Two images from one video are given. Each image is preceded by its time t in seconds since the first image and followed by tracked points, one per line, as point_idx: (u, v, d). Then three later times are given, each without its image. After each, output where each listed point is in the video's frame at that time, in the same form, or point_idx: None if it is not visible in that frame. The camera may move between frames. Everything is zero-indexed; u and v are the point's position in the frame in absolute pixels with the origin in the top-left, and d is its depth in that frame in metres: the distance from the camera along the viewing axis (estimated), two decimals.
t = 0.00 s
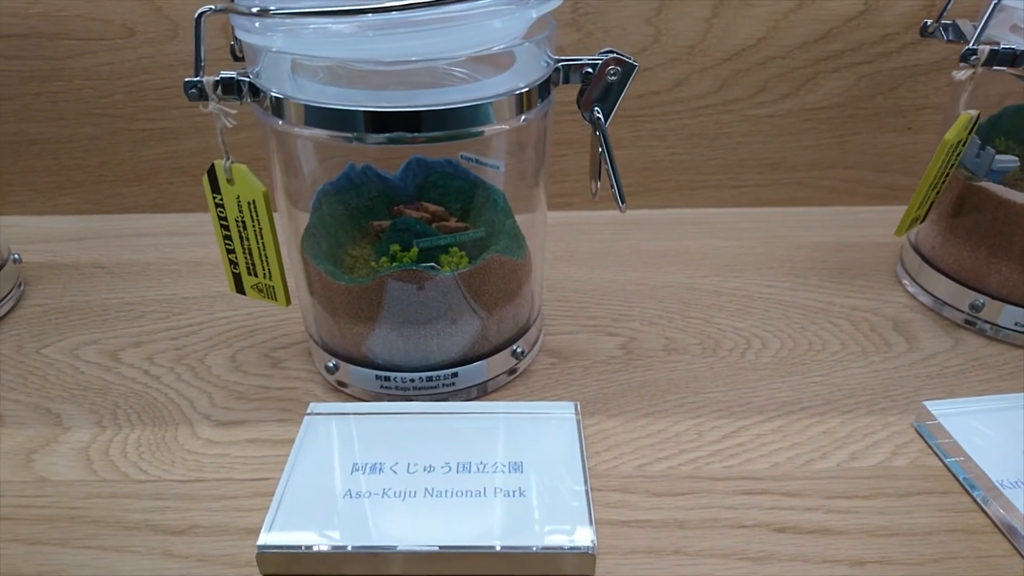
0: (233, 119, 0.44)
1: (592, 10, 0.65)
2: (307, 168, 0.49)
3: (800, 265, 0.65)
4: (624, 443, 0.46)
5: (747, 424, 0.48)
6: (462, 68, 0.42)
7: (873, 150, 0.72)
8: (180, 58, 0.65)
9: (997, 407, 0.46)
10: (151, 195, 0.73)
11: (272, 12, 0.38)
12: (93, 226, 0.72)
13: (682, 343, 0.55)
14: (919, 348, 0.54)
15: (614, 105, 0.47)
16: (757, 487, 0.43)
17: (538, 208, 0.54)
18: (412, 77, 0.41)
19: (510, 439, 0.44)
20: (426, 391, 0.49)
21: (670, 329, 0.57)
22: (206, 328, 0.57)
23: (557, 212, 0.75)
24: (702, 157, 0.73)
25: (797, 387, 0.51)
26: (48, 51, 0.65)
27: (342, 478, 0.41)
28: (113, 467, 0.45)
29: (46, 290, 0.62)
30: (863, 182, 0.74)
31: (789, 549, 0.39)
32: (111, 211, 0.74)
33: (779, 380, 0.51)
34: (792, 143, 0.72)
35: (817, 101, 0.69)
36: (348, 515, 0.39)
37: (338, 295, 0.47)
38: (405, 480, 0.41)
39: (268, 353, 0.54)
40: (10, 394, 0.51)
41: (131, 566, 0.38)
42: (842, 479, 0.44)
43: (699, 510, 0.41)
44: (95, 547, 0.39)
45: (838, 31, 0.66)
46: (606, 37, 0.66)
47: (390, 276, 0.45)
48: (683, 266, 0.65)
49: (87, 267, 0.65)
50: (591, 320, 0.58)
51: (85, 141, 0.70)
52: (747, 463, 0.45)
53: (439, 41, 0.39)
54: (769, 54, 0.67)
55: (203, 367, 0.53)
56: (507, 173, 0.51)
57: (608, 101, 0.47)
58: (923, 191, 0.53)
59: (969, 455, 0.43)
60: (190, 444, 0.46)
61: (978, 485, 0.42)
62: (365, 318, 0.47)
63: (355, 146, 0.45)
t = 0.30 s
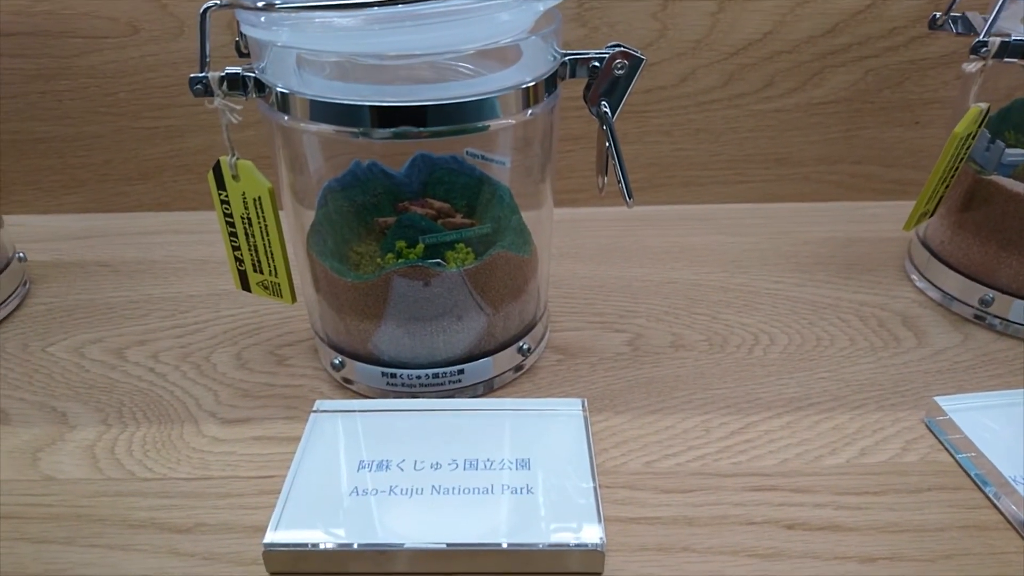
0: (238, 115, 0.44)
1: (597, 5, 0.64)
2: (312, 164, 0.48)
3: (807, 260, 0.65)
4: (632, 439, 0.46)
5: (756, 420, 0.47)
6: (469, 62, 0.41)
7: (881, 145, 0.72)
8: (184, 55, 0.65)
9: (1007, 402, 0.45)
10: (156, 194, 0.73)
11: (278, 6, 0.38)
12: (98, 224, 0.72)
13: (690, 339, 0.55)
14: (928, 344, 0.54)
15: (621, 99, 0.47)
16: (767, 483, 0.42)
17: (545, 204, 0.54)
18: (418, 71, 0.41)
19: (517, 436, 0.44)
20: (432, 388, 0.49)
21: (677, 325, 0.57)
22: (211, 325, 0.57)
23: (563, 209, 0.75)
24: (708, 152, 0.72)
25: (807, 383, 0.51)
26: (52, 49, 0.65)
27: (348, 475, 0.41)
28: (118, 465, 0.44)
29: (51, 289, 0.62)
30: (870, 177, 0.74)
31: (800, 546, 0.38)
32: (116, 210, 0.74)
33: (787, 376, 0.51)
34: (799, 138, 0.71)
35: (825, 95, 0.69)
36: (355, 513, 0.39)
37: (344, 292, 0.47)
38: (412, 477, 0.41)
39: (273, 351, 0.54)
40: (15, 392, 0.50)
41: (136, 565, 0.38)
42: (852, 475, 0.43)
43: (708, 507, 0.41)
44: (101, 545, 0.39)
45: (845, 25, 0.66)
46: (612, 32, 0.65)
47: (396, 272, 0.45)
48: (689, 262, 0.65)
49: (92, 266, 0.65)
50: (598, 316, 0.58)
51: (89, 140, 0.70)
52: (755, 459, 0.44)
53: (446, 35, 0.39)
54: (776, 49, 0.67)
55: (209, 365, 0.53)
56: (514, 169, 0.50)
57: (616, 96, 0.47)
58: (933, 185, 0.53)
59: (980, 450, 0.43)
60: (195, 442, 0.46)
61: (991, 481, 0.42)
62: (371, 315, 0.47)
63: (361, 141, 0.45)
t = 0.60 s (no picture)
0: (237, 122, 0.43)
1: (598, 11, 0.64)
2: (312, 172, 0.47)
3: (808, 268, 0.65)
4: (632, 449, 0.46)
5: (758, 429, 0.47)
6: (469, 70, 0.41)
7: (882, 152, 0.72)
8: (183, 61, 0.65)
9: (1009, 411, 0.45)
10: (155, 199, 0.73)
11: (276, 14, 0.37)
12: (96, 230, 0.72)
13: (691, 347, 0.55)
14: (932, 352, 0.54)
15: (622, 107, 0.47)
16: (769, 494, 0.42)
17: (545, 211, 0.54)
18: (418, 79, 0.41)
19: (517, 445, 0.43)
20: (432, 397, 0.49)
21: (678, 333, 0.56)
22: (209, 333, 0.56)
23: (563, 215, 0.74)
24: (709, 159, 0.72)
25: (809, 392, 0.50)
26: (51, 54, 0.64)
27: (348, 485, 0.41)
28: (116, 475, 0.44)
29: (49, 295, 0.61)
30: (872, 184, 0.73)
31: (803, 558, 0.38)
32: (115, 216, 0.74)
33: (790, 385, 0.51)
34: (800, 145, 0.71)
35: (826, 102, 0.69)
36: (354, 523, 0.38)
37: (343, 300, 0.47)
38: (412, 487, 0.41)
39: (272, 359, 0.53)
40: (11, 401, 0.50)
41: None
42: (854, 487, 0.43)
43: (709, 519, 0.41)
44: (97, 557, 0.39)
45: (847, 31, 0.65)
46: (613, 38, 0.65)
47: (395, 280, 0.45)
48: (690, 269, 0.65)
49: (91, 272, 0.64)
50: (599, 324, 0.58)
51: (88, 145, 0.69)
52: (757, 470, 0.44)
53: (447, 43, 0.38)
54: (777, 55, 0.67)
55: (207, 373, 0.52)
56: (515, 177, 0.50)
57: (618, 103, 0.47)
58: (936, 193, 0.52)
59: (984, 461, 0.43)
60: (193, 451, 0.46)
61: (994, 492, 0.42)
62: (370, 323, 0.47)
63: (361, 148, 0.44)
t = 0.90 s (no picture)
0: (204, 109, 0.43)
1: (581, 2, 0.63)
2: (284, 161, 0.47)
3: (791, 260, 0.64)
4: (604, 439, 0.45)
5: (733, 419, 0.47)
6: (441, 56, 0.41)
7: (869, 144, 0.71)
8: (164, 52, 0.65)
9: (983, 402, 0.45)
10: (138, 192, 0.73)
11: None
12: (79, 223, 0.71)
13: (669, 338, 0.54)
14: (911, 344, 0.53)
15: (597, 95, 0.47)
16: (740, 483, 0.42)
17: (521, 202, 0.53)
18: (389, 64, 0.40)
19: (488, 435, 0.43)
20: (407, 387, 0.48)
21: (657, 324, 0.56)
22: (186, 323, 0.56)
23: (547, 207, 0.74)
24: (694, 151, 0.71)
25: (786, 382, 0.50)
26: (31, 45, 0.64)
27: (314, 474, 0.41)
28: (85, 463, 0.44)
29: (29, 287, 0.61)
30: (858, 176, 0.73)
31: (770, 547, 0.38)
32: (99, 209, 0.74)
33: (766, 375, 0.51)
34: (785, 137, 0.71)
35: (812, 93, 0.68)
36: (318, 512, 0.38)
37: (315, 290, 0.46)
38: (379, 477, 0.41)
39: (247, 349, 0.53)
40: None
41: (96, 564, 0.38)
42: (827, 476, 0.42)
43: (678, 507, 0.40)
44: (61, 544, 0.39)
45: (832, 22, 0.65)
46: (596, 29, 0.65)
47: (366, 269, 0.45)
48: (672, 261, 0.65)
49: (71, 264, 0.64)
50: (578, 315, 0.57)
51: (71, 137, 0.69)
52: (729, 459, 0.43)
53: (416, 26, 0.38)
54: (762, 46, 0.66)
55: (182, 363, 0.52)
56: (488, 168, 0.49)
57: (592, 91, 0.46)
58: (916, 182, 0.52)
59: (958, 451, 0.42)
60: (164, 440, 0.45)
61: (969, 483, 0.41)
62: (343, 314, 0.47)
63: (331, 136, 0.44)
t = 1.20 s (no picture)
0: (66, 87, 0.44)
1: None
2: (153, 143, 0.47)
3: (705, 246, 0.64)
4: (474, 419, 0.45)
5: (604, 399, 0.47)
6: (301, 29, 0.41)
7: (796, 129, 0.70)
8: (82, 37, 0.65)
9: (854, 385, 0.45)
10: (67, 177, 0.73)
11: None
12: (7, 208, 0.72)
13: (564, 321, 0.54)
14: (808, 327, 0.53)
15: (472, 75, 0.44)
16: (598, 463, 0.42)
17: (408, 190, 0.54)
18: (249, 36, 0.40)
19: (350, 415, 0.43)
20: (278, 368, 0.48)
21: (556, 307, 0.56)
22: (86, 305, 0.56)
23: (472, 193, 0.73)
24: (619, 137, 0.71)
25: (667, 364, 0.50)
26: None
27: (168, 451, 0.41)
28: None
29: None
30: (787, 162, 0.72)
31: (615, 526, 0.38)
32: (29, 194, 0.74)
33: (650, 358, 0.50)
34: (710, 122, 0.70)
35: (735, 78, 0.67)
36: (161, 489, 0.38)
37: (188, 271, 0.46)
38: (232, 455, 0.40)
39: (139, 331, 0.53)
40: None
41: None
42: (689, 459, 0.42)
43: (530, 485, 0.40)
44: None
45: (753, 4, 0.64)
46: (514, 13, 0.64)
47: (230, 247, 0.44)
48: (584, 247, 0.64)
49: None
50: (480, 299, 0.56)
51: None
52: (592, 438, 0.44)
53: None
54: (682, 29, 0.65)
55: (73, 344, 0.52)
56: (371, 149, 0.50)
57: (464, 67, 0.44)
58: (812, 163, 0.51)
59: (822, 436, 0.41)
60: (37, 418, 0.46)
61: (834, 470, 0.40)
62: (219, 296, 0.46)
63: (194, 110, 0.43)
